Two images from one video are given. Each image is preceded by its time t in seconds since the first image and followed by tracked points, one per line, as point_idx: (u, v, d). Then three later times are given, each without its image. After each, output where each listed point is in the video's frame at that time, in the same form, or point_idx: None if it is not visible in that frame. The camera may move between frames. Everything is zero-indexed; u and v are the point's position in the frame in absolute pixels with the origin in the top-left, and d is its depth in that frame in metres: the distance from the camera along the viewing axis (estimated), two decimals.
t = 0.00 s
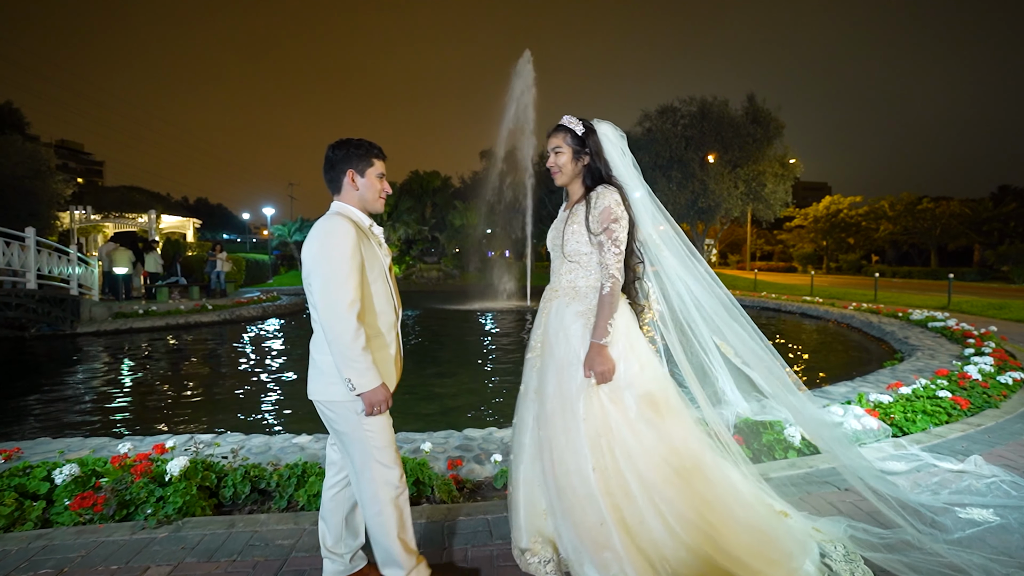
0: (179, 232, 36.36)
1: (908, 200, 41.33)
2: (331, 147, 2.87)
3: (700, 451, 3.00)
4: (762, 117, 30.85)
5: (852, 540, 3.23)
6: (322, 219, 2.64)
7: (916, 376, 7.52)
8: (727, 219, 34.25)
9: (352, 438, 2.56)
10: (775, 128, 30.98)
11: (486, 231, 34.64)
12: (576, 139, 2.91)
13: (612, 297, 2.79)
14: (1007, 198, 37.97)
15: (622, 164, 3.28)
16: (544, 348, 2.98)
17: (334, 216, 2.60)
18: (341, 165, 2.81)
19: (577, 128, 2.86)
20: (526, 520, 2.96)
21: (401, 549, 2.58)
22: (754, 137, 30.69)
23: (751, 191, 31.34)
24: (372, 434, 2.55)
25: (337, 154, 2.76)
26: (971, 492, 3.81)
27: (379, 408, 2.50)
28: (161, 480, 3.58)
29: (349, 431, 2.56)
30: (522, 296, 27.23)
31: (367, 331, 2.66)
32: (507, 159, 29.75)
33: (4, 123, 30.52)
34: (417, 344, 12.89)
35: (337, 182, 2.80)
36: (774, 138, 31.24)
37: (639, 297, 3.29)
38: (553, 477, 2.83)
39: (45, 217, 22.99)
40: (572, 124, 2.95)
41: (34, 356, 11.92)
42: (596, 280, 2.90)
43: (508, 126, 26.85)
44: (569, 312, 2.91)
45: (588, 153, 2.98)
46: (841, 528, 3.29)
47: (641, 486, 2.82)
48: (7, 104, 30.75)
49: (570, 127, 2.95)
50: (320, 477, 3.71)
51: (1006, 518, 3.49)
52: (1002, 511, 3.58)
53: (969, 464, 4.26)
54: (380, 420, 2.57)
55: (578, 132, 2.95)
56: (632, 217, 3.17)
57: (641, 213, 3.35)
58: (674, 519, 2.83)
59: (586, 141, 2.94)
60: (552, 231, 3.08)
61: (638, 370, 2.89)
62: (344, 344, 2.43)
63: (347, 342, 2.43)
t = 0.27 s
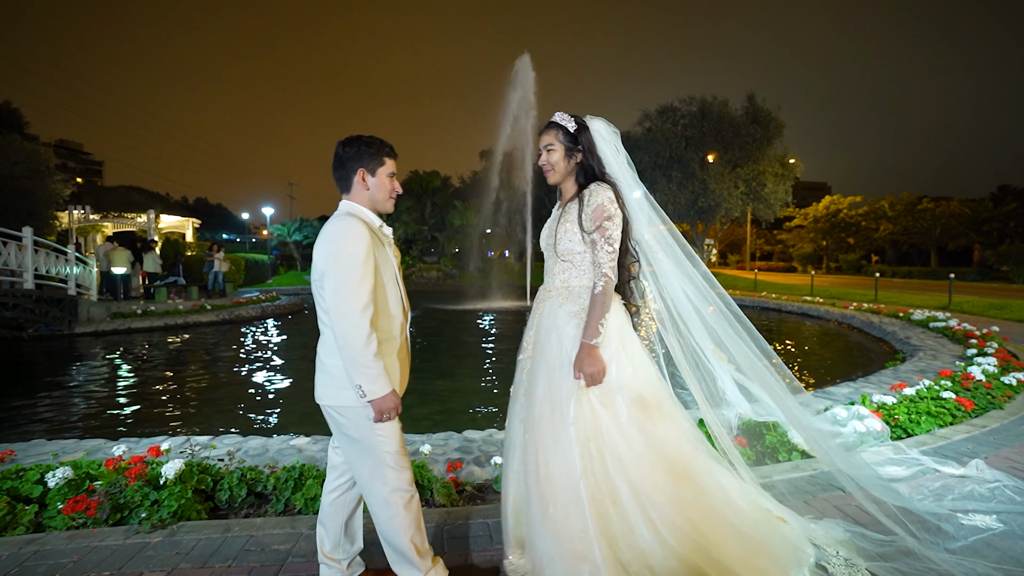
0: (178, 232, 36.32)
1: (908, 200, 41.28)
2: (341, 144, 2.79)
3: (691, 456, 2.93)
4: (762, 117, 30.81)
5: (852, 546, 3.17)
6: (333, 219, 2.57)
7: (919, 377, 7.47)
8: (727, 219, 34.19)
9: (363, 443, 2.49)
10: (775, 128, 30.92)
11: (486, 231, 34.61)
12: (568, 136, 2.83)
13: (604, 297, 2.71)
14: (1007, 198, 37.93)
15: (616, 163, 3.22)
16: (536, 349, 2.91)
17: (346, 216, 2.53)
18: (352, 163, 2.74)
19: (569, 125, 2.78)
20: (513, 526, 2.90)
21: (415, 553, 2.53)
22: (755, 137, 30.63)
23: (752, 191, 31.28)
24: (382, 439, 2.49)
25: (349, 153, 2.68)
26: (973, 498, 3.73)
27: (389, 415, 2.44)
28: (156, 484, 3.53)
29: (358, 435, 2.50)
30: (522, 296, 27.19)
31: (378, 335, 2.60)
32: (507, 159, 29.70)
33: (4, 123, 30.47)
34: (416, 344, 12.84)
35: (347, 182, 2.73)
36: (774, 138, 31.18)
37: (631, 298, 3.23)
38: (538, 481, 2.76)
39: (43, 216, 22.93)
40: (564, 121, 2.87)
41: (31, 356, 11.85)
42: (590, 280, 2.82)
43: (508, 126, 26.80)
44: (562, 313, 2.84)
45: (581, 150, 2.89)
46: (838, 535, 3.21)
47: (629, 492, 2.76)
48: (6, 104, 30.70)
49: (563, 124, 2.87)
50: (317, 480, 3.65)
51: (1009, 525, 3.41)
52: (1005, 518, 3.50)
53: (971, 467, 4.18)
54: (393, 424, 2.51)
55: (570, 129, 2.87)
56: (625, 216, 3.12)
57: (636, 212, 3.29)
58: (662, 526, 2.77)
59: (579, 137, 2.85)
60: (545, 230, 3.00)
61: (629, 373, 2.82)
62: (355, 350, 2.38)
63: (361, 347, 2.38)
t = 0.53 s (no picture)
0: (177, 232, 36.26)
1: (908, 200, 41.24)
2: (352, 140, 2.70)
3: (684, 461, 2.86)
4: (762, 116, 30.75)
5: (856, 551, 3.10)
6: (348, 218, 2.49)
7: (921, 377, 7.44)
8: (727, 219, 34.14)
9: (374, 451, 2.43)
10: (775, 127, 30.87)
11: (485, 231, 34.58)
12: (562, 133, 2.75)
13: (598, 296, 2.64)
14: (1007, 198, 37.88)
15: (612, 162, 3.15)
16: (527, 351, 2.84)
17: (363, 218, 2.45)
18: (365, 161, 2.65)
19: (563, 122, 2.70)
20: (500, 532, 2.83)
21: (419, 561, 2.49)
22: (755, 137, 30.57)
23: (752, 191, 31.22)
24: (392, 444, 2.44)
25: (361, 149, 2.59)
26: (976, 504, 3.65)
27: (413, 416, 2.38)
28: (151, 486, 3.48)
29: (370, 439, 2.44)
30: (521, 295, 27.15)
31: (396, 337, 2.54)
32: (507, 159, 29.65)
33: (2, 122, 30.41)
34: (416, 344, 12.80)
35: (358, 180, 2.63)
36: (774, 138, 31.14)
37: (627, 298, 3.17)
38: (525, 487, 2.68)
39: (41, 216, 22.85)
40: (558, 119, 2.80)
41: (28, 356, 11.78)
42: (583, 281, 2.74)
43: (507, 126, 26.75)
44: (554, 315, 2.77)
45: (576, 148, 2.83)
46: (838, 539, 3.14)
47: (617, 498, 2.70)
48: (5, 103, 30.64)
49: (556, 121, 2.80)
50: (315, 483, 3.59)
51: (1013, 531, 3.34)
52: (1009, 523, 3.43)
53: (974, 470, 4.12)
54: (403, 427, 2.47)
55: (564, 126, 2.79)
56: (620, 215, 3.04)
57: (632, 212, 3.22)
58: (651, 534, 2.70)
59: (573, 134, 2.78)
60: (540, 229, 2.93)
61: (620, 377, 2.75)
62: (373, 356, 2.32)
63: (383, 350, 2.32)
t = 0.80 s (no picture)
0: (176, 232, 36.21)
1: (908, 200, 41.24)
2: (364, 136, 2.62)
3: (679, 470, 2.77)
4: (762, 116, 30.71)
5: (859, 558, 3.03)
6: (364, 217, 2.41)
7: (925, 378, 7.40)
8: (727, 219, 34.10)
9: (387, 454, 2.37)
10: (775, 127, 30.85)
11: (485, 231, 34.56)
12: (558, 130, 2.66)
13: (592, 297, 2.54)
14: (1007, 198, 37.88)
15: (608, 160, 3.07)
16: (518, 354, 2.76)
17: (379, 216, 2.38)
18: (379, 158, 2.57)
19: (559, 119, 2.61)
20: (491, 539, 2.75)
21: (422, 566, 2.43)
22: (755, 136, 30.54)
23: (752, 191, 31.20)
24: (405, 447, 2.38)
25: (376, 145, 2.51)
26: (978, 510, 3.60)
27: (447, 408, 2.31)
28: (147, 489, 3.43)
29: (383, 441, 2.36)
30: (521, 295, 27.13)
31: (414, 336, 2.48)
32: (507, 159, 29.61)
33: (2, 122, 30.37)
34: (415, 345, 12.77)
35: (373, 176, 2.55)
36: (775, 138, 31.11)
37: (622, 300, 3.12)
38: (513, 494, 2.58)
39: (40, 216, 22.80)
40: (553, 115, 2.71)
41: (26, 357, 11.72)
42: (576, 282, 2.65)
43: (507, 126, 26.71)
44: (545, 317, 2.67)
45: (572, 145, 2.73)
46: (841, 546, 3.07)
47: (609, 506, 2.60)
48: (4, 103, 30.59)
49: (551, 118, 2.71)
50: (313, 487, 3.54)
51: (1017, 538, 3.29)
52: (1014, 530, 3.37)
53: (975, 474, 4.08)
54: (416, 429, 2.42)
55: (560, 123, 2.70)
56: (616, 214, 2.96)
57: (630, 211, 3.14)
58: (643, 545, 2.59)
59: (569, 132, 2.69)
60: (533, 228, 2.83)
61: (615, 380, 2.65)
62: (391, 355, 2.25)
63: (403, 348, 2.25)
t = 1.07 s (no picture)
0: (175, 232, 36.16)
1: (908, 200, 41.22)
2: (376, 132, 2.54)
3: (677, 477, 2.68)
4: (762, 116, 30.69)
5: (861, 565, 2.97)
6: (377, 216, 2.33)
7: (928, 379, 7.36)
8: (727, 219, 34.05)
9: (399, 458, 2.29)
10: (775, 127, 30.83)
11: (484, 231, 34.52)
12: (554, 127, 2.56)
13: (585, 298, 2.47)
14: (1006, 198, 37.89)
15: (605, 163, 3.03)
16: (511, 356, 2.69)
17: (392, 214, 2.32)
18: (391, 155, 2.49)
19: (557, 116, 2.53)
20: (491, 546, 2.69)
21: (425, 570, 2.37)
22: (755, 136, 30.52)
23: (752, 191, 31.17)
24: (417, 450, 2.32)
25: (390, 141, 2.44)
26: (982, 517, 3.54)
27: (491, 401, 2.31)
28: (143, 493, 3.38)
29: (394, 443, 2.29)
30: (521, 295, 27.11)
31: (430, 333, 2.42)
32: (507, 159, 29.59)
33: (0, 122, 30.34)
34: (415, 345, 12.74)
35: (387, 175, 2.49)
36: (775, 138, 31.09)
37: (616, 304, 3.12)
38: (506, 500, 2.54)
39: (39, 216, 22.75)
40: (549, 111, 2.61)
41: (24, 358, 11.69)
42: (571, 283, 2.58)
43: (507, 127, 26.68)
44: (539, 320, 2.60)
45: (570, 142, 2.64)
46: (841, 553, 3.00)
47: (605, 513, 2.53)
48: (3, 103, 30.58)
49: (548, 114, 2.61)
50: (311, 491, 3.49)
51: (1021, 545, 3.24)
52: (1019, 536, 3.33)
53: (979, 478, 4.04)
54: (428, 431, 2.35)
55: (557, 120, 2.61)
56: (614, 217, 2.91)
57: (627, 214, 3.09)
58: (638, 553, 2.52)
59: (567, 129, 2.61)
60: (530, 227, 2.77)
61: (611, 384, 2.58)
62: (407, 354, 2.19)
63: (421, 347, 2.18)
